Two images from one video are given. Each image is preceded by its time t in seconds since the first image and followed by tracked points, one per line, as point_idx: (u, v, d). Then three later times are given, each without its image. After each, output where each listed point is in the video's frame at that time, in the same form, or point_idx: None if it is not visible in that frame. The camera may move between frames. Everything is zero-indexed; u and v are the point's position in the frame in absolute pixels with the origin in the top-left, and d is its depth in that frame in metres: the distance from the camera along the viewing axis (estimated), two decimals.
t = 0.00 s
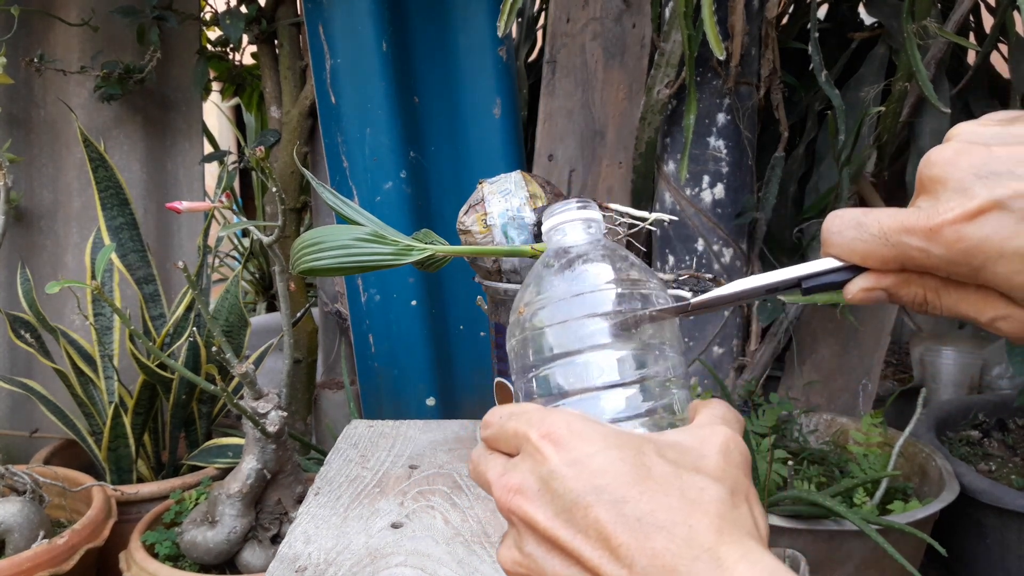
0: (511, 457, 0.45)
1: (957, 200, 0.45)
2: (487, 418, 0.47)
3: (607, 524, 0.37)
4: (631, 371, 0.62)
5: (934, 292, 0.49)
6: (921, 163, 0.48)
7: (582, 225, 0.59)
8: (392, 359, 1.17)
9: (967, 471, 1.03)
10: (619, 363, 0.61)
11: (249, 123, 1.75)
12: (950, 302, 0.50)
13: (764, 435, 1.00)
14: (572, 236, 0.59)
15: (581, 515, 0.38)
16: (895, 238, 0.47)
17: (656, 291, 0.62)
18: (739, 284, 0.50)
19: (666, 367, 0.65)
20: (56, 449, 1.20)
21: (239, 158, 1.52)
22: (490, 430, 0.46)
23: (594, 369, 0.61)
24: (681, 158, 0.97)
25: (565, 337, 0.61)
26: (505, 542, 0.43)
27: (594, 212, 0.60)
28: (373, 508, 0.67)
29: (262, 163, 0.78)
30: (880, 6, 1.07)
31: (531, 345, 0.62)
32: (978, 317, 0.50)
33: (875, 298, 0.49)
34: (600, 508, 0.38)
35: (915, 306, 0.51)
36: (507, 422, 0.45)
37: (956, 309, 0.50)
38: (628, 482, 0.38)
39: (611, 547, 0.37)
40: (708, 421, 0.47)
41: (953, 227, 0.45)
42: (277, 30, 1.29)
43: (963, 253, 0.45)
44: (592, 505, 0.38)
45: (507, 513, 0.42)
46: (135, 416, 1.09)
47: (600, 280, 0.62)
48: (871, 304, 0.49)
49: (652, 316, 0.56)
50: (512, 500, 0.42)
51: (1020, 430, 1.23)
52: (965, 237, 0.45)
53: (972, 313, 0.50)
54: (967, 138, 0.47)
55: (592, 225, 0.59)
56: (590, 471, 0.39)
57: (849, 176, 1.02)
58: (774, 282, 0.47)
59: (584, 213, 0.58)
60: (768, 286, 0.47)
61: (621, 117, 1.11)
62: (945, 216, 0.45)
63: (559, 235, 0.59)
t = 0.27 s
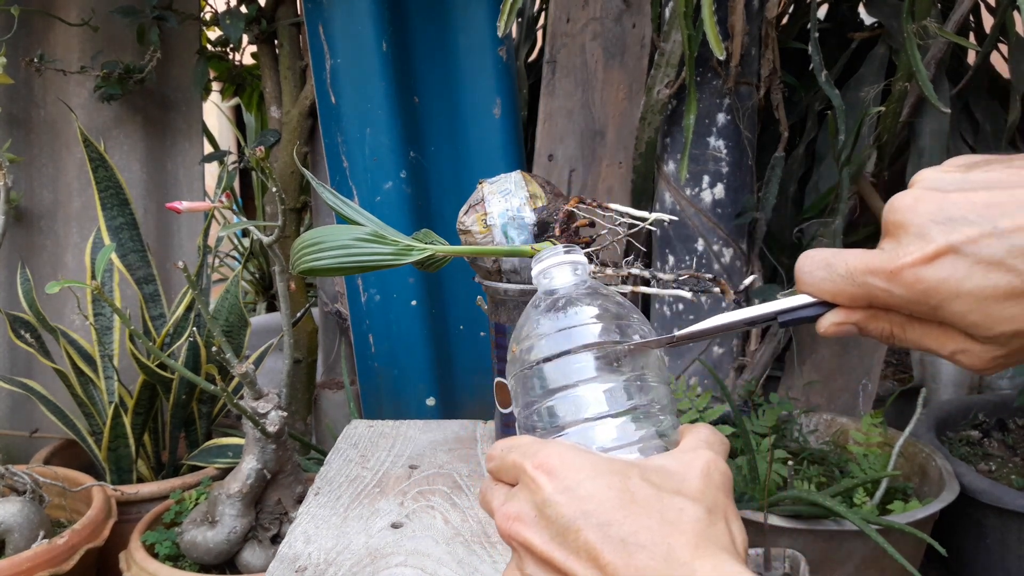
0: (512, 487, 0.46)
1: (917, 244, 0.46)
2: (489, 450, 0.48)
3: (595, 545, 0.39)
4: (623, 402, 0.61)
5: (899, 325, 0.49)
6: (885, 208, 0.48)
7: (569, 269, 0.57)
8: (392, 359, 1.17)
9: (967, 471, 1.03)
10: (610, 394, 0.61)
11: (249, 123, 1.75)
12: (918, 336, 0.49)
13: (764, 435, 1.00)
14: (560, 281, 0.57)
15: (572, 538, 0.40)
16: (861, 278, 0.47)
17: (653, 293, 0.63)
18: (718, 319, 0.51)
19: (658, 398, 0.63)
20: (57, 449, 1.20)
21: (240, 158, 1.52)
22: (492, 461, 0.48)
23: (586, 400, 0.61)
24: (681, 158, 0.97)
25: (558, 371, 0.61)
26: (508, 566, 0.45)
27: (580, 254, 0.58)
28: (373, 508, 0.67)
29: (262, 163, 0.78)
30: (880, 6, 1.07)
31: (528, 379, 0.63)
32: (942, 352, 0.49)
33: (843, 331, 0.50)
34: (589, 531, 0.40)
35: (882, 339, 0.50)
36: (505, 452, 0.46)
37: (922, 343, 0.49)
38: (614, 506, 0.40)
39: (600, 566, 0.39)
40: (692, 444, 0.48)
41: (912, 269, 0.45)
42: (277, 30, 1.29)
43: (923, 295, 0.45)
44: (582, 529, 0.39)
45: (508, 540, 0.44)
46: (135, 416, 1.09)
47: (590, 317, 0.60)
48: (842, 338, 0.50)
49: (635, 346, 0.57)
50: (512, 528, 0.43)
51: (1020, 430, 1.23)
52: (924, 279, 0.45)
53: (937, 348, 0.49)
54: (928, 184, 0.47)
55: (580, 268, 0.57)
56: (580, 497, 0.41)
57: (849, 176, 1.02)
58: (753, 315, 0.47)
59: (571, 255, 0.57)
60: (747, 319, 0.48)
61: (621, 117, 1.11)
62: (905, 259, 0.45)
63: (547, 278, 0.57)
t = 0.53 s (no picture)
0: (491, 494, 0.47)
1: (859, 272, 0.49)
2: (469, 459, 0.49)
3: (559, 538, 0.40)
4: (609, 416, 0.65)
5: (848, 344, 0.52)
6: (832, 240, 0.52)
7: (560, 298, 0.62)
8: (393, 359, 1.17)
9: (967, 472, 1.03)
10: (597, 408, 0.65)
11: (249, 123, 1.75)
12: (865, 354, 0.52)
13: (764, 435, 1.00)
14: (552, 308, 0.62)
15: (539, 533, 0.41)
16: (811, 303, 0.50)
17: (653, 293, 0.62)
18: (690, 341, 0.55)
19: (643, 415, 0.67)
20: (56, 449, 1.20)
21: (239, 158, 1.52)
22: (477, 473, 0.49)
23: (574, 414, 0.66)
24: (682, 158, 0.97)
25: (549, 387, 0.65)
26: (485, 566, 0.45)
27: (570, 283, 0.63)
28: (373, 508, 0.66)
29: (262, 163, 0.78)
30: (881, 5, 1.07)
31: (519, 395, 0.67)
32: (888, 368, 0.52)
33: (800, 351, 0.53)
34: (554, 525, 0.41)
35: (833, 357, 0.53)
36: (491, 461, 0.48)
37: (869, 361, 0.52)
38: (577, 502, 0.41)
39: (562, 556, 0.40)
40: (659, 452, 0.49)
41: (855, 294, 0.48)
42: (276, 30, 1.29)
43: (867, 317, 0.49)
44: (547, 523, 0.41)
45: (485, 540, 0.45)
46: (135, 416, 1.09)
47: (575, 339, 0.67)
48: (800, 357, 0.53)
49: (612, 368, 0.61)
50: (489, 528, 0.44)
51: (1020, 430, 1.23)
52: (866, 303, 0.48)
53: (883, 365, 0.52)
54: (871, 219, 0.51)
55: (569, 297, 0.62)
56: (548, 496, 0.42)
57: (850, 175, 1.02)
58: (715, 338, 0.52)
59: (562, 285, 0.62)
60: (710, 341, 0.52)
61: (622, 117, 1.11)
62: (849, 285, 0.49)
63: (539, 306, 0.62)
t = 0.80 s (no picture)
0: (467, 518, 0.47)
1: (860, 276, 0.50)
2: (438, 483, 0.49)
3: (527, 562, 0.40)
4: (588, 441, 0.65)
5: (857, 348, 0.54)
6: (834, 244, 0.53)
7: (538, 324, 0.66)
8: (393, 359, 1.17)
9: (966, 472, 1.03)
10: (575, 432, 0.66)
11: (249, 123, 1.75)
12: (874, 357, 0.54)
13: (764, 435, 1.00)
14: (530, 334, 0.65)
15: (510, 556, 0.41)
16: (816, 309, 0.52)
17: (653, 293, 0.62)
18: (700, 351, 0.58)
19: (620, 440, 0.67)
20: (57, 449, 1.20)
21: (240, 158, 1.52)
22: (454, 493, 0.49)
23: (552, 438, 0.66)
24: (681, 158, 0.97)
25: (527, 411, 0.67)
26: None
27: (549, 311, 0.67)
28: (373, 508, 0.66)
29: (262, 163, 0.78)
30: (880, 6, 1.07)
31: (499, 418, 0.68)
32: (897, 369, 0.54)
33: (809, 357, 0.55)
34: (523, 548, 0.41)
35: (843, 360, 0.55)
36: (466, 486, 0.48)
37: (878, 363, 0.54)
38: (547, 526, 0.41)
39: None
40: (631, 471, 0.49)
41: (858, 299, 0.50)
42: (277, 30, 1.29)
43: (869, 320, 0.50)
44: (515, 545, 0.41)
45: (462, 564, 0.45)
46: (135, 416, 1.09)
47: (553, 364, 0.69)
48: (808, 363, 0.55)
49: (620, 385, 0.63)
50: (465, 551, 0.44)
51: (1020, 430, 1.23)
52: (868, 306, 0.50)
53: (892, 367, 0.54)
54: (871, 223, 0.53)
55: (547, 324, 0.66)
56: (518, 519, 0.42)
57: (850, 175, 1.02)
58: (730, 348, 0.55)
59: (540, 311, 0.65)
60: (725, 351, 0.55)
61: (622, 117, 1.11)
62: (850, 290, 0.50)
63: (518, 333, 0.66)
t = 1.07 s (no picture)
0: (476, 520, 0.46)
1: (820, 303, 0.49)
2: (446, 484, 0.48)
3: (526, 562, 0.39)
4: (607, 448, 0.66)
5: (818, 371, 0.52)
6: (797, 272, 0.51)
7: (555, 336, 0.66)
8: (393, 359, 1.17)
9: (966, 471, 1.03)
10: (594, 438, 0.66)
11: (250, 123, 1.75)
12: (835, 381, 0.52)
13: (764, 435, 1.00)
14: (546, 345, 0.66)
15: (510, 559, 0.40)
16: (779, 334, 0.50)
17: (653, 293, 0.62)
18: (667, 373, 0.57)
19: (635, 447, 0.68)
20: (57, 449, 1.20)
21: (240, 158, 1.52)
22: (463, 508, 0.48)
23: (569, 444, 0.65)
24: (681, 158, 0.97)
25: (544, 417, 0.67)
26: None
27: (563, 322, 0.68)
28: (373, 508, 0.67)
29: (262, 163, 0.78)
30: (880, 6, 1.07)
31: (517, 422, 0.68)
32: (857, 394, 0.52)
33: (774, 378, 0.53)
34: (522, 550, 0.39)
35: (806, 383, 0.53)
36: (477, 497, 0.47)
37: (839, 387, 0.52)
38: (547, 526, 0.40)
39: None
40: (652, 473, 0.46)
41: (818, 325, 0.48)
42: (277, 30, 1.29)
43: (830, 347, 0.48)
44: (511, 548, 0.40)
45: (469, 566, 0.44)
46: (135, 416, 1.09)
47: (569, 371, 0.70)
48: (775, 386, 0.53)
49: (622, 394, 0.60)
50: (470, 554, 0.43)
51: (1020, 430, 1.23)
52: (828, 333, 0.48)
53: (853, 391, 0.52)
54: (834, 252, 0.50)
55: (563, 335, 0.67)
56: (518, 520, 0.41)
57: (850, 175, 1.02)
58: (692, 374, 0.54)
59: (554, 321, 0.67)
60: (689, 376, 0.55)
61: (621, 117, 1.11)
62: (811, 317, 0.48)
63: (536, 342, 0.66)
